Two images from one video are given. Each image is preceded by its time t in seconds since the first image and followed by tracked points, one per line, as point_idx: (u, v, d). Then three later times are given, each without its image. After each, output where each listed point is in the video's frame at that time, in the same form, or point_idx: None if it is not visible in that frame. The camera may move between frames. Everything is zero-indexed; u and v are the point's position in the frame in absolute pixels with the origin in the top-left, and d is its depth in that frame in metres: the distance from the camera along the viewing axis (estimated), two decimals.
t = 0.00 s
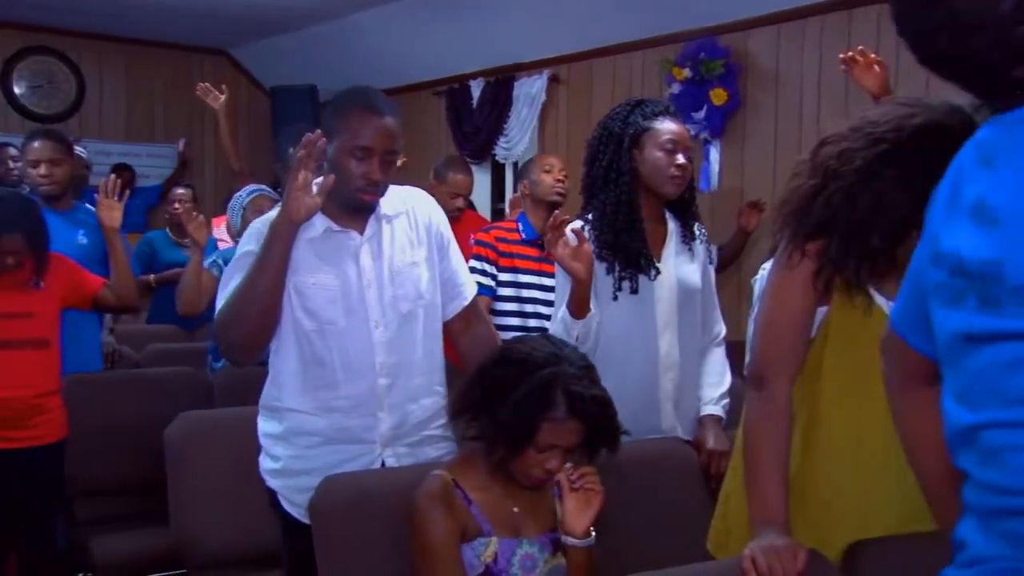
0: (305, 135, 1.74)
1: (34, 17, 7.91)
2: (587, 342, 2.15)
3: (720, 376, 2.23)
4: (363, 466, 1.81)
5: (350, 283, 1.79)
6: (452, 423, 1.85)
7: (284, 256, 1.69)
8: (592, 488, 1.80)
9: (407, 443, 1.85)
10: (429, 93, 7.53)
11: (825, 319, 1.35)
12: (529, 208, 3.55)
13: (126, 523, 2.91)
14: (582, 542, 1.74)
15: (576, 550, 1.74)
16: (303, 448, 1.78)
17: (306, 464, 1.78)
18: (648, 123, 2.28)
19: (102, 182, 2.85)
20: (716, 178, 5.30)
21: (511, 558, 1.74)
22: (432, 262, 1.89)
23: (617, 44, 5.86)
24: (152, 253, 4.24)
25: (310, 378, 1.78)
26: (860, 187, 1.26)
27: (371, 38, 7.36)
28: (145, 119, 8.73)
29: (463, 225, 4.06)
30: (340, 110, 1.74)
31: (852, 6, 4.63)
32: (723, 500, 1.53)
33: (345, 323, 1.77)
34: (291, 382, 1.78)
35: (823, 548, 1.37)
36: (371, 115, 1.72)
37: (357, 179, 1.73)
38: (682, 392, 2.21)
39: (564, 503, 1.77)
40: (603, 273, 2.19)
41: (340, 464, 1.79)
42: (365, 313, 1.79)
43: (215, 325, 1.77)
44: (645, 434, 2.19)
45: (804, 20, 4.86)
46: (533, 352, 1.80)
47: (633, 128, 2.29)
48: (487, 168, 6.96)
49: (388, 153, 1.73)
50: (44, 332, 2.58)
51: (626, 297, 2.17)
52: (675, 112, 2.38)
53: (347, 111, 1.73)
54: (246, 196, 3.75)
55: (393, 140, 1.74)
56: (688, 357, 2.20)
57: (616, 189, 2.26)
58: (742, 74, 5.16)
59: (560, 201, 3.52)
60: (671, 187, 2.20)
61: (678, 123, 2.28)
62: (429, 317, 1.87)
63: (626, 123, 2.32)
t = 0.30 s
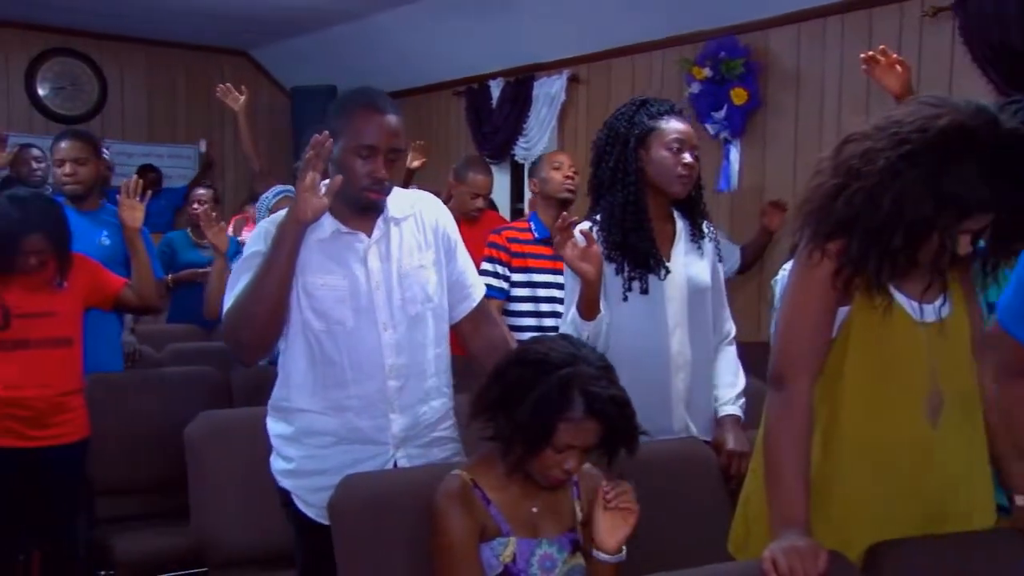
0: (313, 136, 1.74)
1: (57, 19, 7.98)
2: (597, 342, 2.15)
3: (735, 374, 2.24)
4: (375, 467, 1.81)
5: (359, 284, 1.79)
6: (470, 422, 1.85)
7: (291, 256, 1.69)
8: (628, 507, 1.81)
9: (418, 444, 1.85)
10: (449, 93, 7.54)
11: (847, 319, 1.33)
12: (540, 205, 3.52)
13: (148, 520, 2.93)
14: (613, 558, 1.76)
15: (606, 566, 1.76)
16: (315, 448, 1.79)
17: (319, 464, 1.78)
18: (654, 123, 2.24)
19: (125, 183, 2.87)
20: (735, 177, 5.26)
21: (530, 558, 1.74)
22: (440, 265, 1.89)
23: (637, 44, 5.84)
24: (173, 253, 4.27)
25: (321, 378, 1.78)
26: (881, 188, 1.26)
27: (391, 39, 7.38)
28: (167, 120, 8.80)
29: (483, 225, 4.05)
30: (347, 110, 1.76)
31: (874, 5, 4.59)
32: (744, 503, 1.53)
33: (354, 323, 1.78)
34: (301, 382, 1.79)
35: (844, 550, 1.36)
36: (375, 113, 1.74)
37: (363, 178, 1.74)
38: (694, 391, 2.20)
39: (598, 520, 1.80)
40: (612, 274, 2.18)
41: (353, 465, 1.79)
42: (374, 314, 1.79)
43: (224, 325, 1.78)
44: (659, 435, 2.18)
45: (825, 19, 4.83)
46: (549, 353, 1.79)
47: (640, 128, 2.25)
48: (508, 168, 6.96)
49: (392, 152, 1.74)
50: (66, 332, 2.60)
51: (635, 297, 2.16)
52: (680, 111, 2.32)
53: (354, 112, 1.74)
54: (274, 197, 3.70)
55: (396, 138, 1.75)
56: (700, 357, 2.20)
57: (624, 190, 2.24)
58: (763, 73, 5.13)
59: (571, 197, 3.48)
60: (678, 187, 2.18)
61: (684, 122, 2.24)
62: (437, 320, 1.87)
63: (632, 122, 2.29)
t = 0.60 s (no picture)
0: (321, 137, 1.74)
1: (80, 20, 8.03)
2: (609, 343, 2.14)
3: (751, 374, 2.22)
4: (389, 464, 1.81)
5: (369, 282, 1.79)
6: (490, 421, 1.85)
7: (299, 255, 1.69)
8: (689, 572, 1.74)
9: (431, 441, 1.85)
10: (467, 92, 7.55)
11: (868, 320, 1.32)
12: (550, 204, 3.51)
13: (169, 517, 2.94)
14: None
15: None
16: (328, 446, 1.79)
17: (333, 461, 1.79)
18: (660, 122, 2.23)
19: (146, 182, 2.87)
20: (756, 176, 5.25)
21: (550, 558, 1.74)
22: (452, 261, 1.89)
23: (657, 42, 5.83)
24: (192, 252, 4.30)
25: (333, 376, 1.78)
26: (907, 186, 1.25)
27: (410, 38, 7.39)
28: (188, 120, 8.85)
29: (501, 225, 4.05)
30: (352, 112, 1.76)
31: (896, 3, 4.57)
32: (765, 501, 1.52)
33: (365, 320, 1.78)
34: (313, 380, 1.79)
35: (864, 551, 1.36)
36: (382, 116, 1.73)
37: (372, 179, 1.75)
38: (707, 391, 2.19)
39: None
40: (621, 275, 2.18)
41: (366, 461, 1.79)
42: (386, 311, 1.79)
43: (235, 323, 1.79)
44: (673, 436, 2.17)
45: (847, 17, 4.81)
46: (567, 352, 1.79)
47: (645, 128, 2.25)
48: (526, 168, 6.97)
49: (400, 154, 1.74)
50: (88, 330, 2.62)
51: (645, 297, 2.16)
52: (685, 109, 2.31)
53: (360, 113, 1.74)
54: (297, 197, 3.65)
55: (405, 139, 1.75)
56: (712, 355, 2.18)
57: (631, 191, 2.23)
58: (782, 72, 5.11)
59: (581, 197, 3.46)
60: (686, 186, 2.17)
61: (690, 120, 2.23)
62: (450, 316, 1.86)
63: (637, 122, 2.28)
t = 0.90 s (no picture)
0: (332, 137, 1.74)
1: (106, 21, 8.09)
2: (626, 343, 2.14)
3: (771, 371, 2.22)
4: (412, 463, 1.82)
5: (393, 281, 1.79)
6: (516, 421, 1.86)
7: (316, 258, 1.69)
8: None
9: (455, 439, 1.85)
10: (489, 91, 7.55)
11: (894, 317, 1.32)
12: (566, 204, 3.50)
13: (192, 515, 2.95)
14: None
15: None
16: (352, 444, 1.80)
17: (357, 460, 1.80)
18: (672, 120, 2.22)
19: (171, 182, 2.87)
20: (779, 175, 5.26)
21: (573, 558, 1.74)
22: (474, 260, 1.89)
23: (680, 41, 5.81)
24: (216, 252, 4.32)
25: (357, 375, 1.79)
26: (937, 183, 1.23)
27: (432, 38, 7.40)
28: (212, 120, 8.90)
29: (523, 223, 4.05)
30: (368, 110, 1.76)
31: (922, 0, 4.54)
32: (789, 501, 1.51)
33: (390, 319, 1.78)
34: (337, 379, 1.80)
35: (892, 552, 1.35)
36: (398, 115, 1.74)
37: (388, 178, 1.75)
38: (727, 390, 2.19)
39: None
40: (637, 275, 2.17)
41: (390, 460, 1.80)
42: (409, 310, 1.79)
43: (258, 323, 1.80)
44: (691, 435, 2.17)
45: (872, 15, 4.78)
46: (591, 354, 1.78)
47: (658, 128, 2.23)
48: (548, 167, 6.97)
49: (415, 152, 1.74)
50: (113, 328, 2.63)
51: (662, 297, 2.15)
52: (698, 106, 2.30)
53: (374, 114, 1.74)
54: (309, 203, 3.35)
55: (419, 138, 1.75)
56: (730, 353, 2.18)
57: (645, 191, 2.23)
58: (806, 70, 5.08)
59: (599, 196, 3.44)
60: (700, 185, 2.16)
61: (704, 119, 2.22)
62: (474, 315, 1.87)
63: (650, 122, 2.26)
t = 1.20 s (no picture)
0: (368, 137, 1.74)
1: (137, 23, 8.16)
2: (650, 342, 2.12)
3: (799, 372, 2.20)
4: (440, 463, 1.82)
5: (429, 282, 1.80)
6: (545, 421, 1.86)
7: (349, 260, 1.70)
8: None
9: (483, 442, 1.86)
10: (516, 91, 7.56)
11: (924, 318, 1.32)
12: (596, 203, 3.51)
13: (223, 512, 2.97)
14: None
15: None
16: (381, 443, 1.80)
17: (386, 459, 1.80)
18: (695, 119, 2.22)
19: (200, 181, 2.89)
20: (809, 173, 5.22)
21: (602, 557, 1.74)
22: (512, 265, 1.89)
23: (709, 39, 5.79)
24: (245, 251, 4.35)
25: (389, 375, 1.79)
26: (972, 183, 1.23)
27: (459, 37, 7.41)
28: (241, 119, 8.97)
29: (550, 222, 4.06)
30: (413, 104, 1.78)
31: None
32: (820, 502, 1.50)
33: (424, 320, 1.79)
34: (368, 378, 1.80)
35: (925, 555, 1.33)
36: (441, 107, 1.75)
37: (431, 170, 1.76)
38: (752, 390, 2.17)
39: None
40: (661, 276, 2.16)
41: (418, 460, 1.81)
42: (444, 311, 1.80)
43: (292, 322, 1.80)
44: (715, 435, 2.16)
45: (902, 12, 4.74)
46: (621, 355, 1.78)
47: (681, 127, 2.23)
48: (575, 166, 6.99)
49: (460, 143, 1.76)
50: (144, 327, 2.65)
51: (686, 297, 2.14)
52: (720, 105, 2.30)
53: (419, 108, 1.76)
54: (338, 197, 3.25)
55: (463, 130, 1.76)
56: (756, 353, 2.16)
57: (669, 191, 2.22)
58: (836, 67, 5.05)
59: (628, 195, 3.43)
60: (723, 183, 2.15)
61: (727, 117, 2.21)
62: (508, 319, 1.87)
63: (672, 122, 2.25)
